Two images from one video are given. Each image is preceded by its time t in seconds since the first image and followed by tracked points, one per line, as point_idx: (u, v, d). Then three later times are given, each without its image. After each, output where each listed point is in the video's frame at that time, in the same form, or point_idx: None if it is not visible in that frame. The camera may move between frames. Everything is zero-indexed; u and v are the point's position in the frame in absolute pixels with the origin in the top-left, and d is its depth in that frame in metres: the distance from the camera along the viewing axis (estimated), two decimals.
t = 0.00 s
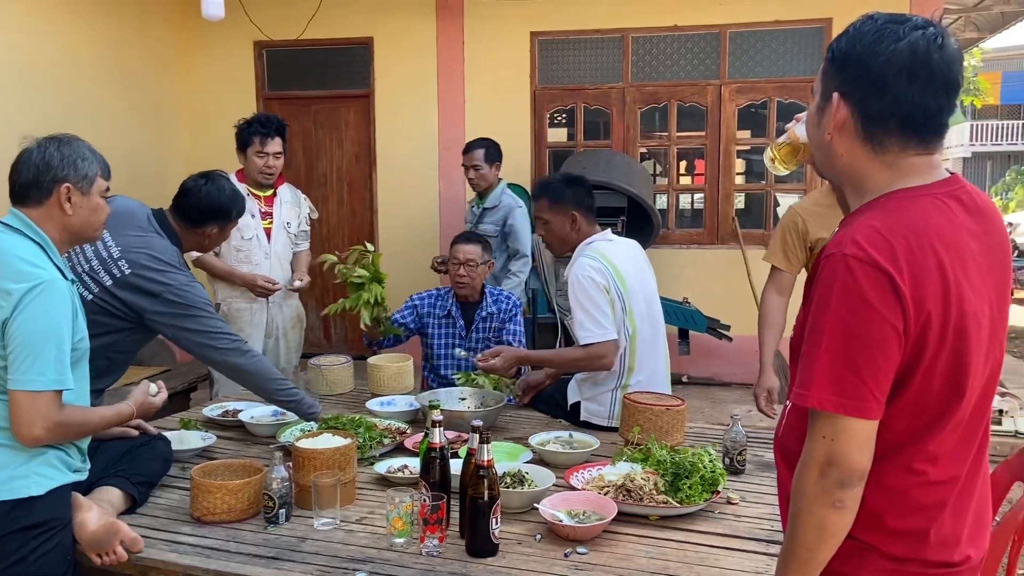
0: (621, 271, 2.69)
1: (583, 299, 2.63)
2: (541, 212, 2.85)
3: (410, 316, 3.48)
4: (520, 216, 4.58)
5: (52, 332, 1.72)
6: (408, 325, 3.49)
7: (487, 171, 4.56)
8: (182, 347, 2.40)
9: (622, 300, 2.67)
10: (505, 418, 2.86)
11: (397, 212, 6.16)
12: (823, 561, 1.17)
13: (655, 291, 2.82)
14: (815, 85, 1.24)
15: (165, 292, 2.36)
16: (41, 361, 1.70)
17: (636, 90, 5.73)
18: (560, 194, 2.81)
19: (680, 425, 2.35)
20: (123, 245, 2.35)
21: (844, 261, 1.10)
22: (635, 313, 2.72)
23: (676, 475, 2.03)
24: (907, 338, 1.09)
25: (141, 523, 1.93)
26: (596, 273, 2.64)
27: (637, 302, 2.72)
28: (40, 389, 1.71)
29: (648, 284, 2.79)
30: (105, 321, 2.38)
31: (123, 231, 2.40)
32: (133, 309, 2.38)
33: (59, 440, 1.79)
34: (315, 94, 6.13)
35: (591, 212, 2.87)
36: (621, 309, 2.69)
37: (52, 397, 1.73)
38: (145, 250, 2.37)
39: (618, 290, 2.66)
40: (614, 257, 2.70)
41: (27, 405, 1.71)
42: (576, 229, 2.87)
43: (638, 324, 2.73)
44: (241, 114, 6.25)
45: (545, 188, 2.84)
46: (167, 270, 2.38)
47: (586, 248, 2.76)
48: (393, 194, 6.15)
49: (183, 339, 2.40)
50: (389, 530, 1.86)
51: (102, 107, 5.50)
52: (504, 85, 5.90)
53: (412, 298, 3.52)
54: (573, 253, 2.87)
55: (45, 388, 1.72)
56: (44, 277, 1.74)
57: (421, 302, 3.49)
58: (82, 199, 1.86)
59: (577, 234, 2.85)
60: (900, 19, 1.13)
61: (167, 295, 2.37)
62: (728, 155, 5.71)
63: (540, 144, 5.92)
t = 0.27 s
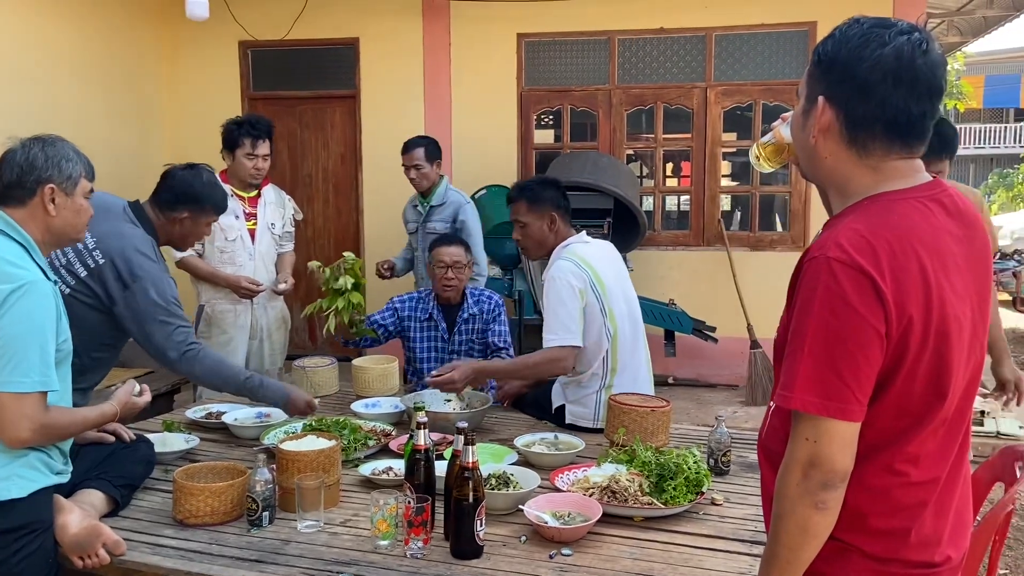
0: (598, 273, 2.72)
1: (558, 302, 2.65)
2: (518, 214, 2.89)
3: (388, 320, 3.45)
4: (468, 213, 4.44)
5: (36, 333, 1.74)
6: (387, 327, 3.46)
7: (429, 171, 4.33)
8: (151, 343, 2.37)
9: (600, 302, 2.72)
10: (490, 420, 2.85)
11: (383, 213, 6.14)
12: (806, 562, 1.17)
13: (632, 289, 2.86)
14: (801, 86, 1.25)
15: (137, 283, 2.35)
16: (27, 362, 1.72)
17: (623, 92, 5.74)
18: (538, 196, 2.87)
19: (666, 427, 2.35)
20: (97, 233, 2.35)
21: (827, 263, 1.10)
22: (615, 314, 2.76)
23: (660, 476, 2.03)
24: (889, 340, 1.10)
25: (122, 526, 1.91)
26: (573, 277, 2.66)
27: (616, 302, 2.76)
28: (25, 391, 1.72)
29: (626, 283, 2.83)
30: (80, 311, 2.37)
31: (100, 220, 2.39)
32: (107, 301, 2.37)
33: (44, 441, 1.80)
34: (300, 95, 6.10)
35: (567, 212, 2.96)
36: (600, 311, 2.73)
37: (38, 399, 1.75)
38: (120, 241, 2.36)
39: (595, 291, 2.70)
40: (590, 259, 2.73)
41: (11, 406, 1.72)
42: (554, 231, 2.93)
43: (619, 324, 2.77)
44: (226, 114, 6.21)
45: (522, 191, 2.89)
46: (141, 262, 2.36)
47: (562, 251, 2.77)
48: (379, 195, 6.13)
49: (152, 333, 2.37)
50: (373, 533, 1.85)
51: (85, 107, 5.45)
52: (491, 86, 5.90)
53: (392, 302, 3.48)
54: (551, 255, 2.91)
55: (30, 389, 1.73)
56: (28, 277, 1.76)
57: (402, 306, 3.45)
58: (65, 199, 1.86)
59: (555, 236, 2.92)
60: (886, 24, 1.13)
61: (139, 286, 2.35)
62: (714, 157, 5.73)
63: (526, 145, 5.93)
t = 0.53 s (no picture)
0: (583, 274, 2.78)
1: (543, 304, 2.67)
2: (502, 215, 2.94)
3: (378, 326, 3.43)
4: (445, 217, 4.46)
5: (31, 333, 1.74)
6: (376, 334, 3.44)
7: (401, 172, 4.30)
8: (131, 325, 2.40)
9: (587, 301, 2.77)
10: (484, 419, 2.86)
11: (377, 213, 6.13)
12: (800, 561, 1.18)
13: (618, 289, 2.91)
14: (794, 87, 1.25)
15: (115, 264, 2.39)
16: (21, 361, 1.72)
17: (616, 92, 5.76)
18: (522, 197, 2.93)
19: (658, 427, 2.37)
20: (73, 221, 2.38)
21: (821, 265, 1.11)
22: (602, 312, 2.81)
23: (653, 475, 2.05)
24: (882, 341, 1.11)
25: (116, 525, 1.91)
26: (557, 274, 2.72)
27: (603, 302, 2.82)
28: (20, 390, 1.72)
29: (612, 284, 2.89)
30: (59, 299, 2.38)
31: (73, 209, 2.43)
32: (85, 287, 2.39)
33: (39, 440, 1.80)
34: (294, 94, 6.09)
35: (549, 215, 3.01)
36: (587, 311, 2.78)
37: (31, 398, 1.75)
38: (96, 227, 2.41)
39: (580, 290, 2.76)
40: (574, 260, 2.79)
41: (6, 406, 1.72)
42: (536, 232, 2.97)
43: (606, 323, 2.83)
44: (219, 113, 6.20)
45: (507, 193, 2.95)
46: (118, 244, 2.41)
47: (547, 253, 2.82)
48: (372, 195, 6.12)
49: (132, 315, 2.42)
50: (367, 532, 1.86)
51: (78, 105, 5.43)
52: (485, 86, 5.91)
53: (378, 309, 3.46)
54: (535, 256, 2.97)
55: (24, 388, 1.73)
56: (23, 276, 1.76)
57: (388, 311, 3.44)
58: (63, 199, 1.87)
59: (539, 238, 2.97)
60: (880, 27, 1.14)
61: (117, 268, 2.39)
62: (707, 158, 5.75)
63: (520, 145, 5.94)
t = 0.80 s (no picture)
0: (572, 272, 2.76)
1: (531, 304, 2.65)
2: (495, 215, 2.96)
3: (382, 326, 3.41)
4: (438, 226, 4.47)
5: (42, 329, 1.75)
6: (380, 333, 3.41)
7: (400, 174, 4.30)
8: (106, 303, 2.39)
9: (575, 300, 2.76)
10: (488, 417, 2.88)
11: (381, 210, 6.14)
12: (811, 559, 1.19)
13: (609, 285, 2.90)
14: (807, 86, 1.26)
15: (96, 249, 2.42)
16: (32, 357, 1.73)
17: (620, 91, 5.76)
18: (515, 197, 2.94)
19: (664, 425, 2.38)
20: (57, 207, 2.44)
21: (834, 265, 1.12)
22: (592, 309, 2.81)
23: (659, 473, 2.06)
24: (895, 341, 1.12)
25: (126, 521, 1.92)
26: (541, 273, 2.71)
27: (594, 299, 2.81)
28: (30, 386, 1.73)
29: (603, 280, 2.88)
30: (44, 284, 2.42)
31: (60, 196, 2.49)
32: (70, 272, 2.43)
33: (49, 437, 1.81)
34: (297, 91, 6.10)
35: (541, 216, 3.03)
36: (578, 308, 2.78)
37: (42, 394, 1.76)
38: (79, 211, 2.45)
39: (567, 288, 2.74)
40: (563, 259, 2.77)
41: (17, 402, 1.73)
42: (529, 233, 2.99)
43: (599, 318, 2.83)
44: (223, 110, 6.21)
45: (499, 194, 2.96)
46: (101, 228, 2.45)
47: (535, 252, 2.81)
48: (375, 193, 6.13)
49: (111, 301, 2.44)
50: (375, 528, 1.87)
51: (82, 102, 5.44)
52: (488, 85, 5.91)
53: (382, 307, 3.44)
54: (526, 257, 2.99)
55: (35, 384, 1.74)
56: (33, 273, 1.77)
57: (391, 311, 3.41)
58: (73, 196, 1.88)
59: (531, 239, 2.99)
60: (896, 28, 1.15)
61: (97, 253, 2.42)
62: (710, 157, 5.76)
63: (523, 144, 5.94)
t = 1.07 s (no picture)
0: (570, 263, 2.66)
1: (528, 298, 2.57)
2: (495, 211, 2.79)
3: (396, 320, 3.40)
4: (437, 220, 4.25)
5: (61, 317, 1.74)
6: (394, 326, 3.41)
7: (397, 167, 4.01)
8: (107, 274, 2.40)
9: (574, 292, 2.66)
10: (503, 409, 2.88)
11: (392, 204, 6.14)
12: (846, 549, 1.19)
13: (612, 274, 2.80)
14: (843, 70, 1.26)
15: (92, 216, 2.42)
16: (51, 346, 1.72)
17: (632, 85, 5.74)
18: (515, 192, 2.77)
19: (681, 418, 2.37)
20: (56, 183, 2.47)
21: (874, 252, 1.11)
22: (593, 299, 2.70)
23: (679, 465, 2.05)
24: (936, 329, 1.11)
25: (147, 508, 1.93)
26: (537, 266, 2.61)
27: (594, 289, 2.71)
28: (50, 374, 1.72)
29: (605, 269, 2.77)
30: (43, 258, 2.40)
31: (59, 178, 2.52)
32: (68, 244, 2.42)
33: (69, 425, 1.80)
34: (308, 84, 6.09)
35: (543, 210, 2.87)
36: (579, 299, 2.67)
37: (62, 382, 1.75)
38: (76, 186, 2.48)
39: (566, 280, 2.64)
40: (560, 251, 2.68)
41: (37, 390, 1.72)
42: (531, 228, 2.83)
43: (601, 309, 2.72)
44: (234, 103, 6.21)
45: (498, 188, 2.79)
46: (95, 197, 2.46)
47: (534, 247, 2.71)
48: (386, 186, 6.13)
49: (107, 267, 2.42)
50: (396, 517, 1.87)
51: (94, 94, 5.46)
52: (500, 78, 5.90)
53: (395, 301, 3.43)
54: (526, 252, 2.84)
55: (55, 373, 1.74)
56: (52, 261, 1.76)
57: (404, 304, 3.40)
58: (103, 192, 1.90)
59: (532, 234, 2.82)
60: (938, 11, 1.14)
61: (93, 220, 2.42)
62: (722, 152, 5.73)
63: (534, 137, 5.93)
